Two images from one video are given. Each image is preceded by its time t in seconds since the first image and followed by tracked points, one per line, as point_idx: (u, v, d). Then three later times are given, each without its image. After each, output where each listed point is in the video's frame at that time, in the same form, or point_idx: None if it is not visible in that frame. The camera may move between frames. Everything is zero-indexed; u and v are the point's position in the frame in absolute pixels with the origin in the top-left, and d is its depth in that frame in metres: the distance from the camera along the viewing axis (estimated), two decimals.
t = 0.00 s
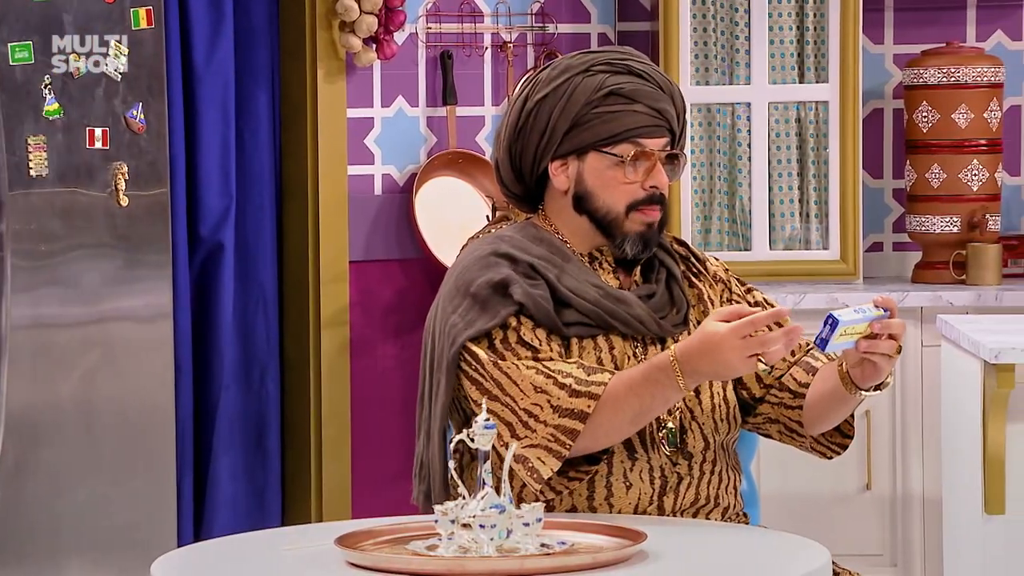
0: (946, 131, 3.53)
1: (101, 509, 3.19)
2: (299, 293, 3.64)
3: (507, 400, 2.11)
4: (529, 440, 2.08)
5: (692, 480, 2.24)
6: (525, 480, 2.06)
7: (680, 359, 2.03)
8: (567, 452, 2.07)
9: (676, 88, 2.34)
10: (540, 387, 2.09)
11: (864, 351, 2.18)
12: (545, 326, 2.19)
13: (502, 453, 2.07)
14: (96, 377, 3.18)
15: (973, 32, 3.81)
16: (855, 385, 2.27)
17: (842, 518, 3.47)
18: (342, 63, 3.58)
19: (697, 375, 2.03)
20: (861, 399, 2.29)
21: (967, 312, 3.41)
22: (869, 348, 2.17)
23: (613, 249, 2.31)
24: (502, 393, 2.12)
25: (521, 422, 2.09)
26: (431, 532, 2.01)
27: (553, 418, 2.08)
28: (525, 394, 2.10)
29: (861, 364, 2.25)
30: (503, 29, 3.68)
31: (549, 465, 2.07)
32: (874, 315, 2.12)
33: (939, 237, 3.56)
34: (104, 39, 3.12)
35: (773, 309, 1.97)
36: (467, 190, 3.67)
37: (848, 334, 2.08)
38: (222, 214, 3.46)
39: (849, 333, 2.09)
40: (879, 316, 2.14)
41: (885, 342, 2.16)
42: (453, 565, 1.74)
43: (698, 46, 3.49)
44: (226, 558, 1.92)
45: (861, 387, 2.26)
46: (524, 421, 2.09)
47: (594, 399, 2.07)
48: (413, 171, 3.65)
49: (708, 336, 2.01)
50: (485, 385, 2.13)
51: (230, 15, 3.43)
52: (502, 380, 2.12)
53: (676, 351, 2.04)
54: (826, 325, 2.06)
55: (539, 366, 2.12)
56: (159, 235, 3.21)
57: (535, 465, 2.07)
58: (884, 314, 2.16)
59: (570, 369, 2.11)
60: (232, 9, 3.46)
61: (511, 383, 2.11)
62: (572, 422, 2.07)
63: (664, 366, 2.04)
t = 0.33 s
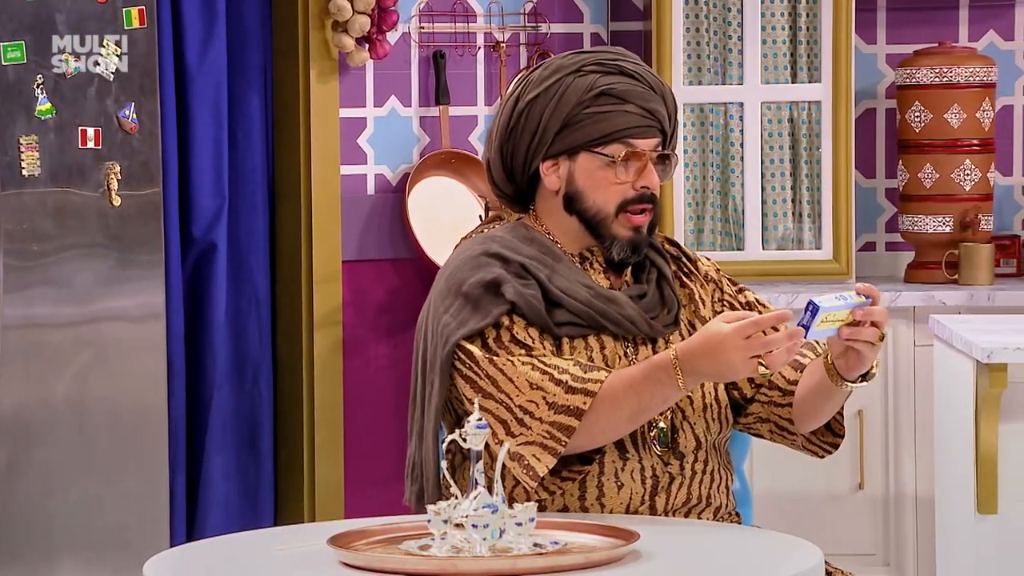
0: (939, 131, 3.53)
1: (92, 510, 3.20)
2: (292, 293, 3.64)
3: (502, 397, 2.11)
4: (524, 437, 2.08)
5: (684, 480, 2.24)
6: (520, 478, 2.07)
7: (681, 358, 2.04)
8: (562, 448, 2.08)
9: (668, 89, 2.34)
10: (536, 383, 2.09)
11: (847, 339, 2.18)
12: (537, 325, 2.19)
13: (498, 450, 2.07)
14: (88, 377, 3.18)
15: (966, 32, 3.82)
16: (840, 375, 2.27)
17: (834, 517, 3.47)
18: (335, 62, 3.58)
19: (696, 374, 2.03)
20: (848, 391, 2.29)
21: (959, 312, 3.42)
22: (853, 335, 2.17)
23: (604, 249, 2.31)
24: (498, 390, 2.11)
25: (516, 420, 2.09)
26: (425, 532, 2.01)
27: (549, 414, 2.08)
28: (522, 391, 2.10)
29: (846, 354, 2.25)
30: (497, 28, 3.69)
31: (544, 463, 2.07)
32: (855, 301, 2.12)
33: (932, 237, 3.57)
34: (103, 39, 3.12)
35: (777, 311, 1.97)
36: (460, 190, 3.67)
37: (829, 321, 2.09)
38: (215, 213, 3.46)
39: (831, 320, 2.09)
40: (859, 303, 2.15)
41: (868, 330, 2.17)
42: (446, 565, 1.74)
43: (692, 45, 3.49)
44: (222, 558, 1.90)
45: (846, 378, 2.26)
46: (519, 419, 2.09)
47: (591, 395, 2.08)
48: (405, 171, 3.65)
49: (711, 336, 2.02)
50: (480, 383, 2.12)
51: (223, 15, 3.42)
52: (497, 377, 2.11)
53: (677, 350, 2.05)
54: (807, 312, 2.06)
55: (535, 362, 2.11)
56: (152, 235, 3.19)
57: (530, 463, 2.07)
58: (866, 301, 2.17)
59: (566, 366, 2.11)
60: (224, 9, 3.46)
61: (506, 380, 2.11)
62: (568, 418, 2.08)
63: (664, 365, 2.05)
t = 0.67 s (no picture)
0: (930, 129, 3.53)
1: (84, 509, 3.19)
2: (284, 292, 3.64)
3: (499, 394, 2.10)
4: (520, 433, 2.07)
5: (676, 478, 2.23)
6: (517, 475, 2.06)
7: (681, 355, 2.02)
8: (560, 445, 2.06)
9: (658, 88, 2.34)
10: (533, 380, 2.08)
11: (830, 329, 2.16)
12: (531, 323, 2.18)
13: (494, 447, 2.06)
14: (80, 376, 3.18)
15: (958, 31, 3.82)
16: (825, 369, 2.25)
17: (827, 517, 3.47)
18: (328, 61, 3.59)
19: (695, 372, 2.02)
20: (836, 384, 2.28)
21: (952, 310, 3.42)
22: (835, 325, 2.15)
23: (596, 247, 2.30)
24: (495, 386, 2.10)
25: (513, 417, 2.08)
26: (418, 530, 1.99)
27: (546, 411, 2.07)
28: (518, 387, 2.09)
29: (830, 346, 2.24)
30: (489, 28, 3.69)
31: (541, 460, 2.06)
32: (840, 292, 2.11)
33: (924, 235, 3.57)
34: (104, 39, 3.14)
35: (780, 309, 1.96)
36: (452, 189, 3.68)
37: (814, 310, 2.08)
38: (207, 212, 3.46)
39: (812, 310, 2.08)
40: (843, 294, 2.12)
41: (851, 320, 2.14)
42: (438, 564, 1.74)
43: (684, 45, 3.50)
44: (213, 556, 1.87)
45: (832, 371, 2.25)
46: (515, 415, 2.08)
47: (588, 392, 2.06)
48: (398, 170, 3.66)
49: (714, 334, 2.00)
50: (478, 380, 2.11)
51: (215, 14, 3.43)
52: (494, 374, 2.10)
53: (678, 347, 2.03)
54: (789, 302, 2.05)
55: (532, 358, 2.10)
56: (144, 235, 3.21)
57: (527, 459, 2.06)
58: (848, 292, 2.14)
59: (563, 362, 2.10)
60: (216, 9, 3.46)
61: (503, 378, 2.10)
62: (565, 415, 2.06)
63: (664, 361, 2.03)
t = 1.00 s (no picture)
0: (925, 128, 3.53)
1: (78, 509, 3.19)
2: (277, 291, 3.64)
3: (497, 390, 2.09)
4: (519, 429, 2.06)
5: (670, 476, 2.23)
6: (517, 471, 2.05)
7: (681, 351, 2.03)
8: (557, 440, 2.05)
9: (651, 89, 2.33)
10: (530, 374, 2.07)
11: (828, 324, 2.15)
12: (526, 321, 2.17)
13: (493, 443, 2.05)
14: (75, 375, 3.17)
15: (952, 30, 3.82)
16: (822, 365, 2.25)
17: (821, 516, 3.47)
18: (322, 60, 3.59)
19: (695, 368, 2.03)
20: (830, 379, 2.28)
21: (946, 309, 3.43)
22: (832, 321, 2.14)
23: (588, 247, 2.30)
24: (492, 382, 2.09)
25: (511, 412, 2.07)
26: (411, 530, 1.99)
27: (543, 405, 2.06)
28: (516, 382, 2.07)
29: (825, 342, 2.23)
30: (483, 26, 3.69)
31: (540, 455, 2.04)
32: (837, 287, 2.10)
33: (918, 234, 3.57)
34: (104, 39, 3.15)
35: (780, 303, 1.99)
36: (446, 186, 3.68)
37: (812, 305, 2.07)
38: (201, 212, 3.46)
39: (810, 305, 2.07)
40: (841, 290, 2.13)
41: (849, 314, 2.14)
42: (433, 562, 1.73)
43: (679, 44, 3.50)
44: (206, 556, 1.87)
45: (828, 368, 2.25)
46: (513, 411, 2.07)
47: (585, 386, 2.05)
48: (393, 168, 3.66)
49: (713, 330, 2.02)
50: (475, 376, 2.10)
51: (209, 14, 3.42)
52: (492, 370, 2.09)
53: (677, 343, 2.04)
54: (786, 297, 2.05)
55: (529, 352, 2.09)
56: (138, 233, 3.22)
57: (526, 455, 2.04)
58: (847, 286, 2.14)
59: (560, 357, 2.09)
60: (210, 8, 3.46)
61: (501, 372, 2.08)
62: (563, 410, 2.05)
63: (663, 358, 2.04)
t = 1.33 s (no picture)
0: (921, 127, 3.53)
1: (75, 508, 3.20)
2: (274, 290, 3.64)
3: (493, 389, 2.08)
4: (515, 429, 2.06)
5: (666, 476, 2.23)
6: (512, 472, 2.05)
7: (686, 359, 2.02)
8: (553, 440, 2.05)
9: (647, 89, 2.32)
10: (528, 375, 2.07)
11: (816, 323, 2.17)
12: (522, 320, 2.17)
13: (488, 443, 2.05)
14: (71, 375, 3.18)
15: (949, 29, 3.82)
16: (805, 365, 2.25)
17: (818, 515, 3.48)
18: (318, 59, 3.59)
19: (699, 376, 2.02)
20: (816, 378, 2.28)
21: (942, 308, 3.43)
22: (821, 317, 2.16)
23: (584, 246, 2.29)
24: (489, 382, 2.08)
25: (507, 412, 2.07)
26: (407, 528, 1.98)
27: (540, 406, 2.06)
28: (513, 382, 2.07)
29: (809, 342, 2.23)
30: (480, 25, 3.69)
31: (535, 455, 2.05)
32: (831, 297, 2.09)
33: (914, 234, 3.57)
34: (104, 39, 3.15)
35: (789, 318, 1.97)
36: (442, 185, 3.68)
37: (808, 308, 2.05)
38: (197, 211, 3.46)
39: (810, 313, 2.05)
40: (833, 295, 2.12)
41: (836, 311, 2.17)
42: (428, 561, 1.73)
43: (675, 43, 3.50)
44: (202, 556, 1.86)
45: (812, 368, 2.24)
46: (510, 411, 2.07)
47: (582, 387, 2.05)
48: (389, 168, 3.66)
49: (719, 341, 2.00)
50: (472, 376, 2.10)
51: (206, 13, 3.42)
52: (490, 369, 2.08)
53: (681, 351, 2.03)
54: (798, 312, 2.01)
55: (527, 352, 2.08)
56: (135, 233, 3.20)
57: (521, 456, 2.05)
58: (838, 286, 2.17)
59: (557, 357, 2.08)
60: (207, 7, 3.46)
61: (498, 373, 2.08)
62: (559, 410, 2.05)
63: (667, 365, 2.03)
